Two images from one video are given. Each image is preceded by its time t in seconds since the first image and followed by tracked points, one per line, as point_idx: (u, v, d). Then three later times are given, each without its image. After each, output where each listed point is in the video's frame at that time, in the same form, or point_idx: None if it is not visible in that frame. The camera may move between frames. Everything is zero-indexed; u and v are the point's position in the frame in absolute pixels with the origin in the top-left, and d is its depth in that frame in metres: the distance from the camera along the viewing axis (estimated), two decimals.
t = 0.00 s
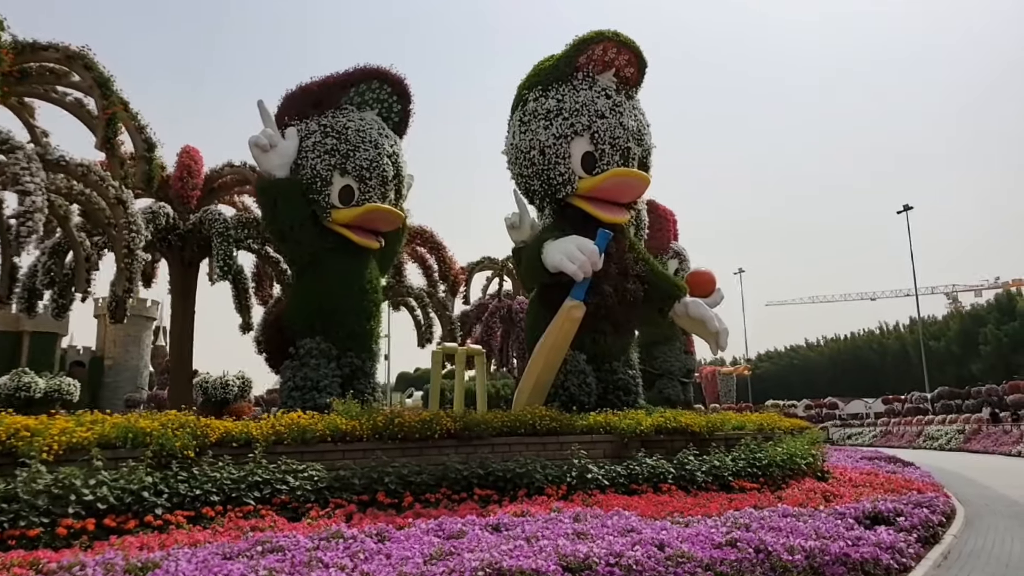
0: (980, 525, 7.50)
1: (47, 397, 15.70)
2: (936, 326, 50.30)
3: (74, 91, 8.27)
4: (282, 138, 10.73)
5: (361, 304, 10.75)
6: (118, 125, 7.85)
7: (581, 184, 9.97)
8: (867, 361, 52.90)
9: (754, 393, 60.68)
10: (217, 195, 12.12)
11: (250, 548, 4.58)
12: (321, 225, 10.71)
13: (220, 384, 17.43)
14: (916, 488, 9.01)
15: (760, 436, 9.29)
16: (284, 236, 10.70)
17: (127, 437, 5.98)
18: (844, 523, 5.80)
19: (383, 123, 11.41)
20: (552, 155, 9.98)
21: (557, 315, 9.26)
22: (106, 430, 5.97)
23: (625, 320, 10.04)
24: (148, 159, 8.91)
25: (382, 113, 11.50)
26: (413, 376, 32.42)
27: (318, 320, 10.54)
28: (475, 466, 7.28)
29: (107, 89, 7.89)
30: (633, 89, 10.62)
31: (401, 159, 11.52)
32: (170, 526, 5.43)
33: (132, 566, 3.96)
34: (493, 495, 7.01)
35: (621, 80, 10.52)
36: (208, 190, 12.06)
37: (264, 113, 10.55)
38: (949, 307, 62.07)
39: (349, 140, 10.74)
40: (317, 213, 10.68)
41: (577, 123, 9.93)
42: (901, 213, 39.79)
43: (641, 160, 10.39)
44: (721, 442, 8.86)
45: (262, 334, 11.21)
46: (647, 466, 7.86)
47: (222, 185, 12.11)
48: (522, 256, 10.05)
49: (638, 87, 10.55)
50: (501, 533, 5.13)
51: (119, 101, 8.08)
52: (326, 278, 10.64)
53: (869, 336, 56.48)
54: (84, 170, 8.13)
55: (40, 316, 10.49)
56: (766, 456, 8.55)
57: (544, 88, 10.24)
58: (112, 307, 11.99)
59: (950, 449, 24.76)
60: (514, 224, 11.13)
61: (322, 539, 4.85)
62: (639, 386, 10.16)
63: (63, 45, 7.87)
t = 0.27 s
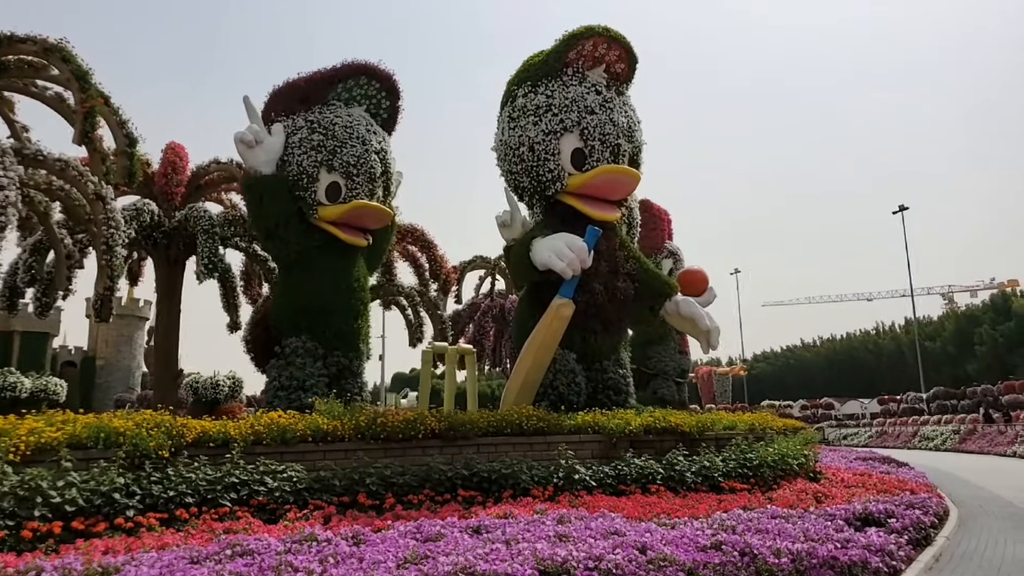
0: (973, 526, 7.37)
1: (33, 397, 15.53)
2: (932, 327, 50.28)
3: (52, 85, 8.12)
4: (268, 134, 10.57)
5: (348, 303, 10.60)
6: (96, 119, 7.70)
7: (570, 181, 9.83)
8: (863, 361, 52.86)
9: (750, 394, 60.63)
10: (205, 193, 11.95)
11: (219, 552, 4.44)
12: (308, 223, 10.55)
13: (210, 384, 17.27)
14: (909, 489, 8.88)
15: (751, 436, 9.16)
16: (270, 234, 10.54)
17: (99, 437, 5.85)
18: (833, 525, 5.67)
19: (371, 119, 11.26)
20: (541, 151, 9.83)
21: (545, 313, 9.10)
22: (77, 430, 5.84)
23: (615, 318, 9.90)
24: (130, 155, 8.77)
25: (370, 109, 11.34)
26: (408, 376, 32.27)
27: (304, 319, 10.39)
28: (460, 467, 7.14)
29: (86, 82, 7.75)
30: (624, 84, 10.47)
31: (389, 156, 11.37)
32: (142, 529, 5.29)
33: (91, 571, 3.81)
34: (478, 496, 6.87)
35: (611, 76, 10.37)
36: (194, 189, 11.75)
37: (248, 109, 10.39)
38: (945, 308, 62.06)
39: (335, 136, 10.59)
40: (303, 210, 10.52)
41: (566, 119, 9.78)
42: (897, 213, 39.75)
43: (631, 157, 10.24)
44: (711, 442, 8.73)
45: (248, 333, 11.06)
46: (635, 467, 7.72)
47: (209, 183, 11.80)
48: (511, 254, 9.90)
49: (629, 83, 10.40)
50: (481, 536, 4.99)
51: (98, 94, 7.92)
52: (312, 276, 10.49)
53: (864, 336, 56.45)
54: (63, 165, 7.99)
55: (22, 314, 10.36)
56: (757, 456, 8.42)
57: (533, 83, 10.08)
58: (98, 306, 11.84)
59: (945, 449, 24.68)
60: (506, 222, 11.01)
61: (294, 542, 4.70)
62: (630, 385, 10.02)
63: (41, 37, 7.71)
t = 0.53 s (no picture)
0: (964, 528, 7.26)
1: (19, 397, 15.35)
2: (928, 327, 50.26)
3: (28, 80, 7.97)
4: (252, 131, 10.44)
5: (334, 302, 10.47)
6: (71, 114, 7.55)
7: (558, 179, 9.69)
8: (859, 362, 52.82)
9: (746, 394, 60.55)
10: (191, 190, 11.80)
11: (184, 557, 4.30)
12: (293, 221, 10.44)
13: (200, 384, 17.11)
14: (900, 490, 8.76)
15: (741, 437, 9.05)
16: (254, 232, 10.41)
17: (69, 438, 5.73)
18: (819, 528, 5.55)
19: (358, 116, 11.12)
20: (528, 148, 9.70)
21: (532, 312, 8.97)
22: (46, 431, 5.71)
23: (603, 317, 9.78)
24: (109, 151, 8.62)
25: (356, 105, 11.21)
26: (402, 377, 32.12)
27: (289, 318, 10.26)
28: (442, 469, 7.01)
29: (62, 77, 7.60)
30: (613, 81, 10.34)
31: (376, 153, 11.23)
32: (110, 532, 5.14)
33: None
34: (460, 498, 6.75)
35: (600, 72, 10.24)
36: (179, 186, 11.58)
37: (232, 105, 10.25)
38: (941, 309, 62.07)
39: (321, 133, 10.46)
40: (288, 208, 10.40)
41: (554, 115, 9.66)
42: (892, 214, 39.70)
43: (620, 154, 10.12)
44: (700, 443, 8.60)
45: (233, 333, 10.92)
46: (622, 468, 7.60)
47: (195, 181, 11.66)
48: (498, 252, 9.78)
49: (618, 79, 10.27)
50: (457, 540, 4.86)
51: (74, 88, 7.77)
52: (297, 275, 10.35)
53: (860, 337, 56.42)
54: (39, 161, 7.83)
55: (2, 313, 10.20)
56: (746, 457, 8.30)
57: (521, 79, 9.95)
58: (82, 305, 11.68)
59: (940, 450, 24.59)
60: (496, 220, 10.92)
61: (263, 545, 4.56)
62: (618, 385, 9.90)
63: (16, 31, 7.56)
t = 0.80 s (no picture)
0: (958, 532, 7.15)
1: (8, 397, 15.20)
2: (925, 328, 50.23)
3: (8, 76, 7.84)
4: (240, 129, 10.32)
5: (322, 301, 10.35)
6: (51, 111, 7.41)
7: (549, 177, 9.57)
8: (856, 363, 52.76)
9: (743, 394, 60.47)
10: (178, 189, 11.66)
11: (155, 562, 4.17)
12: (281, 219, 10.33)
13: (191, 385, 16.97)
14: (894, 493, 8.66)
15: (733, 438, 8.94)
16: (242, 231, 10.30)
17: (43, 440, 5.62)
18: (808, 532, 5.44)
19: (347, 113, 11.02)
20: (519, 146, 9.58)
21: (522, 312, 8.86)
22: (20, 433, 5.61)
23: (594, 317, 9.67)
24: (92, 149, 8.51)
25: (346, 103, 11.10)
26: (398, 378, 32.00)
27: (277, 318, 10.14)
28: (428, 471, 6.90)
29: (42, 72, 7.47)
30: (605, 78, 10.23)
31: (366, 151, 11.12)
32: (83, 537, 5.01)
33: None
34: (445, 501, 6.64)
35: (592, 69, 10.12)
36: (167, 184, 11.45)
37: (219, 102, 10.13)
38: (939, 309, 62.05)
39: (309, 131, 10.36)
40: (276, 206, 10.28)
41: (545, 113, 9.53)
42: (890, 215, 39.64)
43: (612, 152, 10.00)
44: (692, 444, 8.49)
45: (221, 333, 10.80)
46: (611, 470, 7.49)
47: (184, 180, 11.55)
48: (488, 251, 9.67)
49: (610, 77, 10.16)
50: (437, 545, 4.75)
51: (54, 84, 7.65)
52: (285, 274, 10.24)
53: (858, 338, 56.36)
54: (19, 158, 7.70)
55: None
56: (738, 459, 8.19)
57: (511, 77, 9.83)
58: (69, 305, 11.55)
59: (937, 451, 24.52)
60: (487, 220, 10.82)
61: (237, 551, 4.45)
62: (610, 386, 9.78)
63: None
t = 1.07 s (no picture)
0: (952, 534, 7.01)
1: None
2: (922, 328, 50.16)
3: None
4: (225, 125, 10.18)
5: (308, 299, 10.21)
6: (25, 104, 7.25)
7: (538, 174, 9.40)
8: (853, 363, 52.67)
9: (741, 395, 60.36)
10: (164, 186, 11.44)
11: (115, 568, 3.99)
12: (266, 216, 10.18)
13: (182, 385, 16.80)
14: (888, 494, 8.51)
15: (725, 438, 8.79)
16: (227, 228, 10.15)
17: (11, 442, 5.50)
18: (797, 536, 5.29)
19: (335, 109, 10.87)
20: (508, 142, 9.40)
21: (510, 311, 8.71)
22: None
23: (584, 316, 9.52)
24: (71, 144, 8.37)
25: (333, 98, 10.97)
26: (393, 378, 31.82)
27: (262, 318, 9.99)
28: (412, 473, 6.76)
29: (16, 65, 7.31)
30: (595, 74, 10.09)
31: (353, 148, 10.97)
32: (49, 541, 4.84)
33: None
34: (429, 503, 6.50)
35: (582, 65, 9.96)
36: (153, 181, 11.28)
37: (204, 98, 9.97)
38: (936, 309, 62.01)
39: (296, 127, 10.22)
40: (262, 204, 10.14)
41: (534, 109, 9.35)
42: (887, 215, 39.55)
43: (603, 149, 9.84)
44: (682, 445, 8.35)
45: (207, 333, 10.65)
46: (599, 472, 7.34)
47: (169, 177, 11.34)
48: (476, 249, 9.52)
49: (601, 72, 10.00)
50: (413, 550, 4.61)
51: (29, 77, 7.50)
52: (271, 273, 10.09)
53: (855, 338, 56.27)
54: None
55: None
56: (729, 460, 8.05)
57: (500, 72, 9.65)
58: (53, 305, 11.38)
59: (934, 451, 24.42)
60: (479, 218, 10.65)
61: (202, 556, 4.27)
62: (600, 386, 9.63)
63: None
